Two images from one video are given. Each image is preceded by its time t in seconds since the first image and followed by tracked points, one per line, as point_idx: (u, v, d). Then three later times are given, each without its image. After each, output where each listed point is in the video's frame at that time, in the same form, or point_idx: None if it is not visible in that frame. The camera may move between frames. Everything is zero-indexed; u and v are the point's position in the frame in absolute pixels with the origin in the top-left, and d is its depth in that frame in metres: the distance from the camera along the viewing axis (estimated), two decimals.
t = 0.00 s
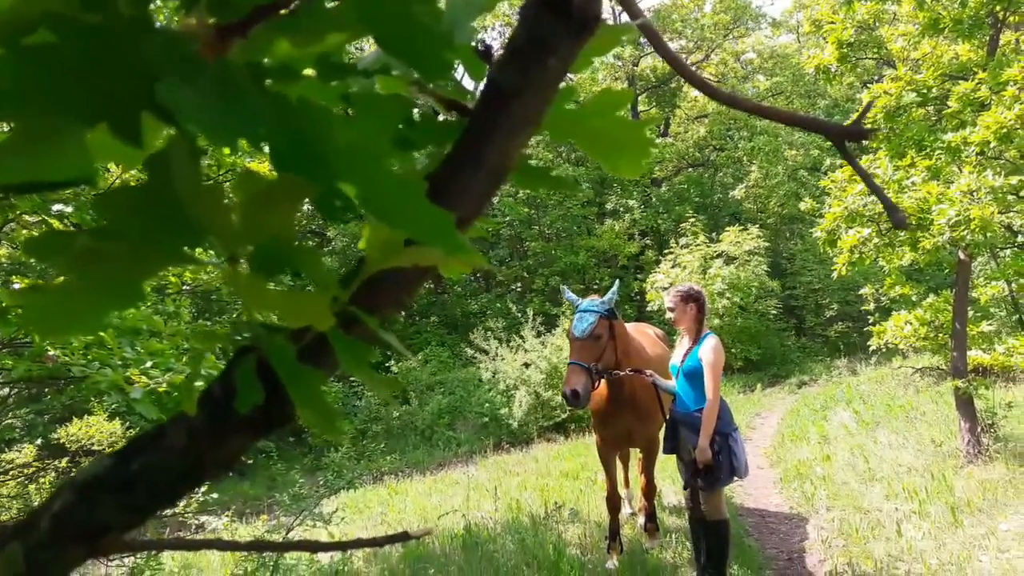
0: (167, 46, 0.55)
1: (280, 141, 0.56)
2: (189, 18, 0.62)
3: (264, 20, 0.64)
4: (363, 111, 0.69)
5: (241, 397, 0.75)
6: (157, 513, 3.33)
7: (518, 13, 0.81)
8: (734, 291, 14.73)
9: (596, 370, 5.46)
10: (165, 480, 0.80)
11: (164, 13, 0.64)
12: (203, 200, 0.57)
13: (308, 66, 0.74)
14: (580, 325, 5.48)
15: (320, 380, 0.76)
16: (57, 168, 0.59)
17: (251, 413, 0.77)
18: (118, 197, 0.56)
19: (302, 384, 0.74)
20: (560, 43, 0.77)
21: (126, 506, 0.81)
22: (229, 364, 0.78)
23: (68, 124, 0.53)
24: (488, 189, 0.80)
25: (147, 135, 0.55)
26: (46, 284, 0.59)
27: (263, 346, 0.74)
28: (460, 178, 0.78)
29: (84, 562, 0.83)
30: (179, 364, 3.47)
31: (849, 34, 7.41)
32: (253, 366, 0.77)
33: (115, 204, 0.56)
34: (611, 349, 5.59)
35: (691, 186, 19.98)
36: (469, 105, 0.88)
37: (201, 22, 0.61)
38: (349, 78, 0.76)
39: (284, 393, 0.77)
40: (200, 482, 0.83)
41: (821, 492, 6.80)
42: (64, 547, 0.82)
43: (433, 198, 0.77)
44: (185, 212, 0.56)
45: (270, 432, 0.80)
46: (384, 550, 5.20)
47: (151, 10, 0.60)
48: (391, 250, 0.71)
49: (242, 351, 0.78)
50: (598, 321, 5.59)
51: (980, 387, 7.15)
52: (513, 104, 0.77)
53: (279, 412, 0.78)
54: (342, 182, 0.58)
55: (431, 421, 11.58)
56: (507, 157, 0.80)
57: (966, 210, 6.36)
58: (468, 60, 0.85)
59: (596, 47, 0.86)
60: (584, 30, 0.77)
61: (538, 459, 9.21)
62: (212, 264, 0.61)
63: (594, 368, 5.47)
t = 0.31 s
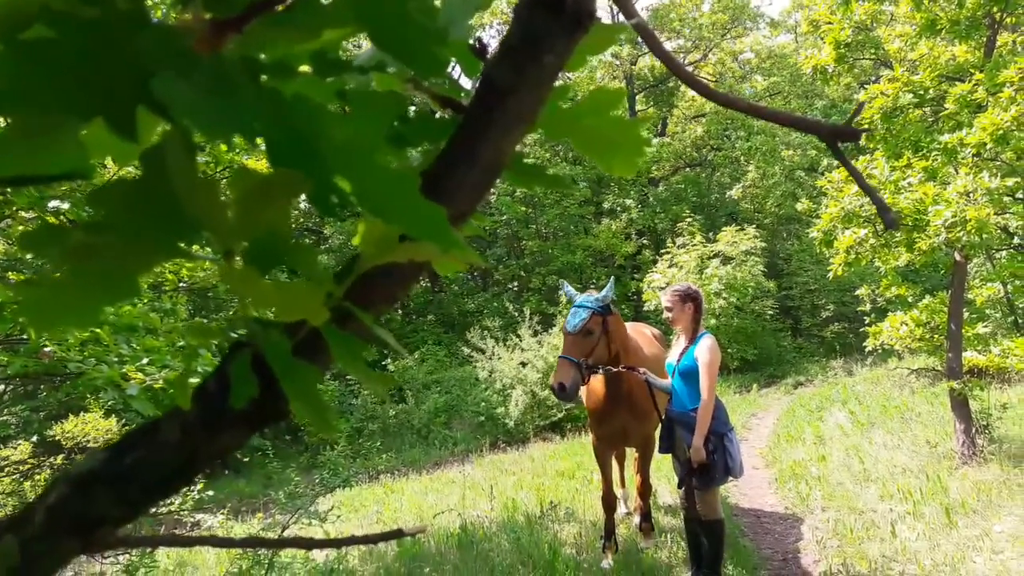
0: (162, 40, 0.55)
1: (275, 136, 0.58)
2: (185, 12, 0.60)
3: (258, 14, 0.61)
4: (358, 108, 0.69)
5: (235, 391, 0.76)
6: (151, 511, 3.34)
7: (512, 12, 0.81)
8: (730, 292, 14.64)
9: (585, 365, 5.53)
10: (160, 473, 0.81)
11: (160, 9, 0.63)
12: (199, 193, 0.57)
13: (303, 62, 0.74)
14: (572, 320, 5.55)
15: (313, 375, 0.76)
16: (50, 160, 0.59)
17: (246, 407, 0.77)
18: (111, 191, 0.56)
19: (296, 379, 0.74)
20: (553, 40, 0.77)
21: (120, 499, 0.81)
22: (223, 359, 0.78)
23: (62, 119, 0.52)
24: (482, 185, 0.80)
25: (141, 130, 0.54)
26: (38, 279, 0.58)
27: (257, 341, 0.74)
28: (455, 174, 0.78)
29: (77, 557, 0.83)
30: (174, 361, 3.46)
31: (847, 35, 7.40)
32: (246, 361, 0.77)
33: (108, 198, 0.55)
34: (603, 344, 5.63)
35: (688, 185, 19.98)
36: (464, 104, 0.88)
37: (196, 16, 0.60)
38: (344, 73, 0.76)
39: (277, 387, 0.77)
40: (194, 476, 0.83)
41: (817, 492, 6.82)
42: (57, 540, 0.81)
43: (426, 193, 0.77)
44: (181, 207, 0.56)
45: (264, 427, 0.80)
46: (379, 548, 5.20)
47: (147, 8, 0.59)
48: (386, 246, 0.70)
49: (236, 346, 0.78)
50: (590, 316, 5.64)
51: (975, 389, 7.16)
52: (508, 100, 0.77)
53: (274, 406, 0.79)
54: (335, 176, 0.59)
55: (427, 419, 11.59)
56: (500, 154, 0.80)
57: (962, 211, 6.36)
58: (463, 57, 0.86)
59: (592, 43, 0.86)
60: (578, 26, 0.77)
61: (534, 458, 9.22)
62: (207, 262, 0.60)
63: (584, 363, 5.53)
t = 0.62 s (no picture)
0: (153, 32, 0.55)
1: (266, 130, 0.58)
2: (177, 6, 0.59)
3: (247, 9, 0.60)
4: (351, 105, 0.69)
5: (226, 385, 0.76)
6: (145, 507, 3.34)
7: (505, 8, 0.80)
8: (725, 289, 14.71)
9: (572, 353, 5.54)
10: (151, 468, 0.80)
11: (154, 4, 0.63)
12: (190, 187, 0.57)
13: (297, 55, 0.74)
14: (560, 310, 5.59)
15: (304, 369, 0.76)
16: (43, 149, 0.59)
17: (237, 401, 0.77)
18: (101, 183, 0.56)
19: (287, 373, 0.74)
20: (545, 36, 0.76)
21: (112, 493, 0.81)
22: (215, 353, 0.78)
23: (54, 110, 0.53)
24: (474, 180, 0.81)
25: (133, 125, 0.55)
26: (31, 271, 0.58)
27: (249, 335, 0.74)
28: (446, 170, 0.78)
29: (68, 551, 0.83)
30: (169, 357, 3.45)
31: (843, 33, 7.42)
32: (238, 355, 0.76)
33: (100, 190, 0.56)
34: (593, 335, 5.63)
35: (684, 183, 19.99)
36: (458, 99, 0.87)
37: (188, 10, 0.59)
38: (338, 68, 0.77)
39: (268, 381, 0.77)
40: (186, 471, 0.83)
41: (810, 490, 6.83)
42: (49, 535, 0.82)
43: (417, 187, 0.78)
44: (172, 201, 0.56)
45: (255, 422, 0.80)
46: (373, 544, 5.21)
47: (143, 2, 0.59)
48: (377, 242, 0.70)
49: (229, 338, 0.77)
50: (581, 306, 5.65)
51: (969, 387, 7.17)
52: (501, 96, 0.77)
53: (265, 401, 0.78)
54: (326, 172, 0.59)
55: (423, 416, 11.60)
56: (491, 152, 0.80)
57: (957, 210, 6.37)
58: (456, 53, 0.86)
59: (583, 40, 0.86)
60: (571, 22, 0.75)
61: (529, 455, 9.23)
62: (198, 255, 0.60)
63: (572, 351, 5.55)
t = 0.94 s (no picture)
0: (144, 35, 0.54)
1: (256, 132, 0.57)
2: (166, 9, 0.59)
3: (238, 12, 0.60)
4: (339, 108, 0.69)
5: (218, 389, 0.75)
6: (141, 511, 3.33)
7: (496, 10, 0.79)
8: (720, 289, 14.72)
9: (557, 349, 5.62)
10: (143, 473, 0.80)
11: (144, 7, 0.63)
12: (179, 189, 0.57)
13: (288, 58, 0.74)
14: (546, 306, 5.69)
15: (297, 374, 0.76)
16: (31, 152, 0.58)
17: (229, 405, 0.76)
18: (92, 185, 0.56)
19: (280, 376, 0.73)
20: (537, 36, 0.75)
21: (105, 499, 0.81)
22: (207, 357, 0.77)
23: (41, 113, 0.53)
24: (467, 181, 0.81)
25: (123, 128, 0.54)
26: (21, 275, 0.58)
27: (241, 338, 0.74)
28: (439, 171, 0.78)
29: (62, 557, 0.83)
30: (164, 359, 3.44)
31: (837, 31, 7.41)
32: (231, 359, 0.76)
33: (89, 193, 0.55)
34: (577, 331, 5.65)
35: (679, 182, 20.00)
36: (450, 101, 0.87)
37: (178, 14, 0.58)
38: (329, 70, 0.77)
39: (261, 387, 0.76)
40: (178, 476, 0.82)
41: (806, 489, 6.85)
42: (41, 541, 0.82)
43: (410, 188, 0.77)
44: (163, 203, 0.56)
45: (249, 426, 0.79)
46: (370, 547, 5.20)
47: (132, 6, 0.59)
48: (369, 244, 0.70)
49: (220, 343, 0.77)
50: (566, 302, 5.69)
51: (963, 385, 7.19)
52: (494, 96, 0.77)
53: (258, 406, 0.78)
54: (318, 176, 0.59)
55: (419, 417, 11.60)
56: (484, 153, 0.79)
57: (951, 208, 6.39)
58: (447, 55, 0.85)
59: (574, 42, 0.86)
60: (561, 23, 0.75)
61: (525, 456, 9.22)
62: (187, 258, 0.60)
63: (555, 347, 5.62)
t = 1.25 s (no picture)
0: (139, 44, 0.55)
1: (252, 141, 0.58)
2: (161, 16, 0.60)
3: (231, 20, 0.60)
4: (336, 118, 0.70)
5: (212, 394, 0.76)
6: (135, 514, 3.32)
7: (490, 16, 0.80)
8: (716, 293, 14.75)
9: (538, 356, 5.76)
10: (136, 478, 0.80)
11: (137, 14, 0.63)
12: (174, 195, 0.57)
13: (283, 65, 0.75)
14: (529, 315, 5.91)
15: (292, 379, 0.77)
16: (28, 156, 0.59)
17: (223, 410, 0.77)
18: (84, 192, 0.56)
19: (275, 381, 0.74)
20: (530, 44, 0.76)
21: (98, 505, 0.82)
22: (202, 363, 0.78)
23: (35, 122, 0.53)
24: (461, 188, 0.82)
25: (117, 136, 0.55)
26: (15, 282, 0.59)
27: (235, 343, 0.74)
28: (432, 178, 0.79)
29: (55, 562, 0.83)
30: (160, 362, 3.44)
31: (830, 37, 7.40)
32: (226, 366, 0.77)
33: (82, 200, 0.56)
34: (557, 337, 5.79)
35: (675, 186, 20.02)
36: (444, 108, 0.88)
37: (173, 22, 0.59)
38: (324, 77, 0.77)
39: (256, 392, 0.77)
40: (172, 481, 0.83)
41: (802, 492, 6.86)
42: (34, 546, 0.82)
43: (406, 194, 0.78)
44: (156, 211, 0.56)
45: (243, 430, 0.80)
46: (366, 551, 5.20)
47: (125, 12, 0.60)
48: (363, 251, 0.71)
49: (215, 348, 0.77)
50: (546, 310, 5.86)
51: (958, 388, 7.21)
52: (487, 104, 0.78)
53: (253, 411, 0.79)
54: (311, 182, 0.60)
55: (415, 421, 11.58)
56: (478, 161, 0.80)
57: (944, 212, 6.41)
58: (441, 60, 0.86)
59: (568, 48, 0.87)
60: (554, 31, 0.76)
61: (521, 459, 9.22)
62: (181, 264, 0.61)
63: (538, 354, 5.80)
